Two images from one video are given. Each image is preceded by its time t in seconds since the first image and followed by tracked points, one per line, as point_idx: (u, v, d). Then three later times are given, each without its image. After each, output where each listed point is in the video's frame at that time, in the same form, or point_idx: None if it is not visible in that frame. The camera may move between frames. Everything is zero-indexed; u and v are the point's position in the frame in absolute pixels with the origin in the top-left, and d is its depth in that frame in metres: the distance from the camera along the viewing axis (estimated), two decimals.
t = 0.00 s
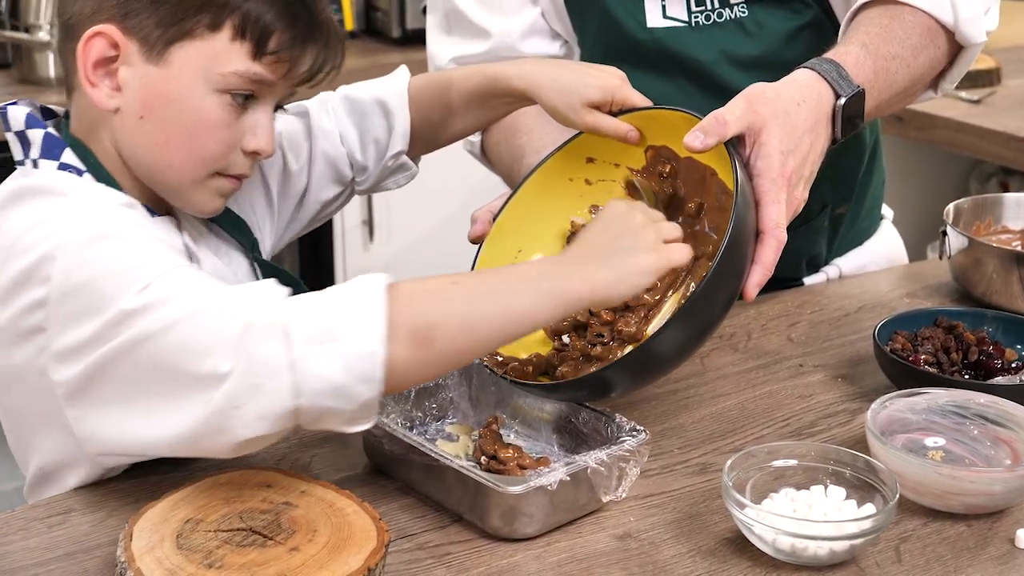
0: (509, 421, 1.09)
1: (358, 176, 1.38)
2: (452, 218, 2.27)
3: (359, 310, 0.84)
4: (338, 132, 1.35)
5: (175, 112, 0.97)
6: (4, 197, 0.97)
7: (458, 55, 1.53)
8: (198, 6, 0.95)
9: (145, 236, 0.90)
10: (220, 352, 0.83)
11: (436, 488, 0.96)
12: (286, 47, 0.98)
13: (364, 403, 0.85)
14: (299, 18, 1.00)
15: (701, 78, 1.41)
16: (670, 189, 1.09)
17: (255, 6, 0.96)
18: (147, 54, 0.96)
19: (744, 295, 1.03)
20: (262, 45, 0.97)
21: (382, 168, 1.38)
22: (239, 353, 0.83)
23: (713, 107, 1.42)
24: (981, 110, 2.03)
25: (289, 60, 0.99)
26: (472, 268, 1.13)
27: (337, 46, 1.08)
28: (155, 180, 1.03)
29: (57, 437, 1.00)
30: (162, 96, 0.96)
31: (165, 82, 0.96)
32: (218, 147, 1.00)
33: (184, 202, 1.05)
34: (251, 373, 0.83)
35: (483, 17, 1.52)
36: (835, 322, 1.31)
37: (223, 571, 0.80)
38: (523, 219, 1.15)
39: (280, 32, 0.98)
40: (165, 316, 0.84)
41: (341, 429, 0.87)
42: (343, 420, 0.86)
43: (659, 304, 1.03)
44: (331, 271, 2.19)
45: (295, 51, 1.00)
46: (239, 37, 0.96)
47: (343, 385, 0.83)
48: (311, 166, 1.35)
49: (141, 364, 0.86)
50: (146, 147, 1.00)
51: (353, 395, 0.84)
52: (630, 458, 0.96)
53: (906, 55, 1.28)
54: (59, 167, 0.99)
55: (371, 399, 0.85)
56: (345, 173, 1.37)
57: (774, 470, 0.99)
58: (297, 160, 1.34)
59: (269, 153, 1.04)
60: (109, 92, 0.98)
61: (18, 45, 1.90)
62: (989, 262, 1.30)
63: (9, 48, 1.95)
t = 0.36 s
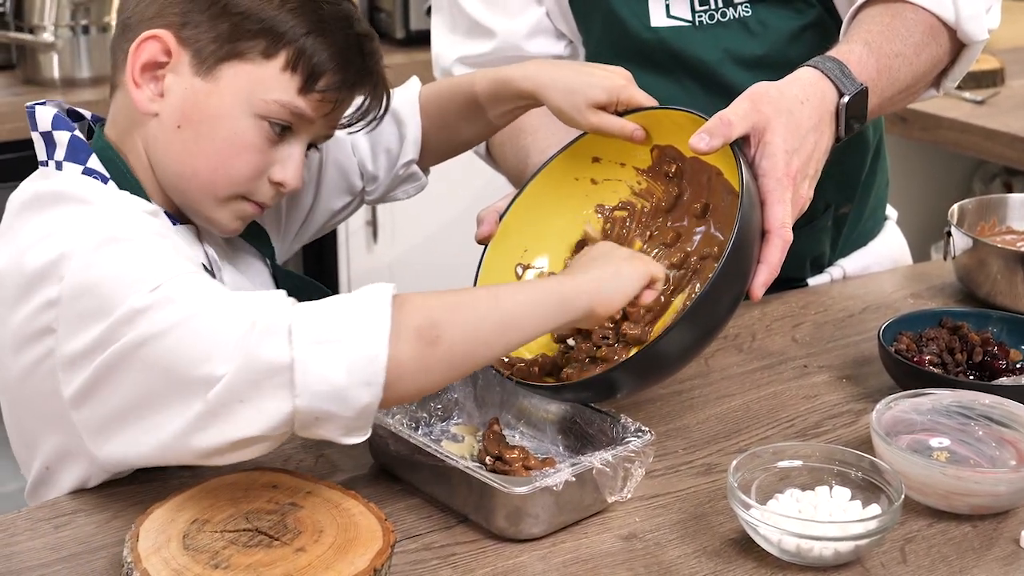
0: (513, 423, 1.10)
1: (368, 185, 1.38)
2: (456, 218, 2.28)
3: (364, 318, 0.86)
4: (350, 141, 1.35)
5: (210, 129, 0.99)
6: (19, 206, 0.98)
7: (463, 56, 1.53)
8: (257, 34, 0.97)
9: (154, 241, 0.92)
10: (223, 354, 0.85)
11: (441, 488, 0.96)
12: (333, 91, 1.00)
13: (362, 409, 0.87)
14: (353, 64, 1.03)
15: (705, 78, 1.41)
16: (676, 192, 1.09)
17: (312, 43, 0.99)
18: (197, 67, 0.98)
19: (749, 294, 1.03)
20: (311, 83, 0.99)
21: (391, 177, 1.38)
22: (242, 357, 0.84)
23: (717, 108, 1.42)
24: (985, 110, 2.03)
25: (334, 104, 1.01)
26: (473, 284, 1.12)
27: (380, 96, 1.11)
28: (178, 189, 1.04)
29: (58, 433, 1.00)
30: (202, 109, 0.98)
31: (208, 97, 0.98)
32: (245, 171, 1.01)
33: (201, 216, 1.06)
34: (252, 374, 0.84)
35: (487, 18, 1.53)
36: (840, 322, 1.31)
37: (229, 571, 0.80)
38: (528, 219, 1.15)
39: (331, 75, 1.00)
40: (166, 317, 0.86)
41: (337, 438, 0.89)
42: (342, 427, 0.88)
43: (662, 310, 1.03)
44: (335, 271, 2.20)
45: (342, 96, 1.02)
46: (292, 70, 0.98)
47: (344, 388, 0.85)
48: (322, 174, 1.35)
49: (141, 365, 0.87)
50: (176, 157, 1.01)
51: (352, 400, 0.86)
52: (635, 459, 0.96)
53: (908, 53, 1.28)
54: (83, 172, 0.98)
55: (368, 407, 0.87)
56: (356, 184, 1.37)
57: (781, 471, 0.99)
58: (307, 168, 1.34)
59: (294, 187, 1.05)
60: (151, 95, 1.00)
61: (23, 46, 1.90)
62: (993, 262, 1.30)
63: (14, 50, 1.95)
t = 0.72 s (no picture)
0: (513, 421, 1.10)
1: (373, 187, 1.38)
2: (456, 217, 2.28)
3: (311, 337, 0.83)
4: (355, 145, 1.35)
5: (214, 136, 0.98)
6: (14, 205, 0.97)
7: (462, 55, 1.53)
8: (263, 44, 0.97)
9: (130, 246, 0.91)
10: (165, 363, 0.82)
11: (441, 487, 0.96)
12: (338, 101, 1.01)
13: (301, 431, 0.83)
14: (358, 74, 1.03)
15: (705, 78, 1.41)
16: (677, 191, 1.09)
17: (318, 53, 0.99)
18: (202, 74, 0.98)
19: (750, 291, 1.03)
20: (317, 92, 0.99)
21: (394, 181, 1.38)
22: (182, 368, 0.81)
23: (717, 108, 1.42)
24: (984, 109, 2.03)
25: (338, 113, 1.02)
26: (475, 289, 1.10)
27: (383, 103, 1.11)
28: (181, 194, 1.04)
29: (48, 432, 1.01)
30: (205, 117, 0.98)
31: (212, 106, 0.98)
32: (247, 178, 1.01)
33: (204, 220, 1.07)
34: (191, 386, 0.81)
35: (486, 17, 1.53)
36: (840, 321, 1.31)
37: (229, 570, 0.80)
38: (529, 215, 1.14)
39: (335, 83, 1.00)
40: (118, 323, 0.83)
41: (275, 459, 0.85)
42: (280, 448, 0.84)
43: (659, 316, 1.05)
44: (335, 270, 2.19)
45: (347, 104, 1.02)
46: (298, 80, 0.98)
47: (282, 409, 0.82)
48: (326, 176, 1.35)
49: (94, 369, 0.85)
50: (179, 163, 1.01)
51: (290, 421, 0.82)
52: (635, 458, 0.96)
53: (909, 51, 1.28)
54: (76, 176, 1.00)
55: (307, 429, 0.83)
56: (360, 187, 1.37)
57: (782, 469, 0.99)
58: (312, 172, 1.33)
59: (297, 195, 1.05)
60: (154, 102, 1.00)
61: (22, 44, 1.90)
62: (993, 262, 1.30)
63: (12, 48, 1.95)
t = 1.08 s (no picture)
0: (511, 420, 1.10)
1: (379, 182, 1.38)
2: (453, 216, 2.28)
3: (271, 356, 0.81)
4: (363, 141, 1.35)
5: (227, 138, 0.98)
6: (20, 204, 0.97)
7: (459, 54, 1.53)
8: (280, 48, 0.97)
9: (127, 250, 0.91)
10: (131, 369, 0.81)
11: (439, 486, 0.96)
12: (351, 105, 1.01)
13: (257, 448, 0.81)
14: (371, 76, 1.03)
15: (704, 77, 1.41)
16: (671, 191, 1.09)
17: (334, 58, 0.99)
18: (216, 77, 0.98)
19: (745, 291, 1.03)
20: (331, 97, 0.99)
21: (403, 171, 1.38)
22: (146, 376, 0.80)
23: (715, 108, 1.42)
24: (981, 109, 2.03)
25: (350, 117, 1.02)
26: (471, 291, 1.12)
27: (394, 105, 1.10)
28: (195, 194, 1.04)
29: (43, 432, 1.01)
30: (220, 120, 0.98)
31: (227, 109, 0.98)
32: (262, 180, 1.01)
33: (215, 221, 1.07)
34: (152, 395, 0.80)
35: (484, 15, 1.52)
36: (839, 320, 1.31)
37: (227, 569, 0.80)
38: (529, 214, 1.15)
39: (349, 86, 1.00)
40: (97, 327, 0.83)
41: (234, 475, 0.83)
42: (236, 465, 0.82)
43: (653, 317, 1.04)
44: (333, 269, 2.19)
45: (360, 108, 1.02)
46: (313, 84, 0.98)
47: (238, 424, 0.80)
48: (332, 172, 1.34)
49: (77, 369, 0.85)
50: (194, 165, 1.01)
51: (247, 437, 0.81)
52: (634, 457, 0.96)
53: (905, 50, 1.28)
54: (84, 176, 1.00)
55: (263, 447, 0.81)
56: (368, 180, 1.37)
57: (778, 469, 0.99)
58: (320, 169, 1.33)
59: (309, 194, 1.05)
60: (168, 104, 0.99)
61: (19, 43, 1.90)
62: (991, 261, 1.30)
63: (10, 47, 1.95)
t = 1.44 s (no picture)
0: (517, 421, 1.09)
1: (385, 182, 1.38)
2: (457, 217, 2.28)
3: (197, 366, 0.80)
4: (366, 140, 1.35)
5: (204, 127, 0.99)
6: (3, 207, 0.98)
7: (466, 56, 1.53)
8: (248, 32, 0.97)
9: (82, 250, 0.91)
10: (64, 374, 0.81)
11: (446, 486, 0.96)
12: (326, 85, 1.01)
13: (180, 459, 0.80)
14: (344, 55, 1.03)
15: (708, 78, 1.41)
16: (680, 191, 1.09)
17: (304, 39, 0.99)
18: (188, 68, 0.98)
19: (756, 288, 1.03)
20: (304, 79, 0.99)
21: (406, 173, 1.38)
22: (75, 381, 0.80)
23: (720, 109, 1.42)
24: (985, 110, 2.03)
25: (327, 96, 1.02)
26: (482, 298, 1.11)
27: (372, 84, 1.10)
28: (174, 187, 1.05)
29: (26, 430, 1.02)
30: (194, 111, 0.99)
31: (200, 98, 0.98)
32: (243, 168, 1.02)
33: (203, 213, 1.08)
34: (80, 400, 0.80)
35: (491, 17, 1.52)
36: (843, 321, 1.32)
37: (235, 569, 0.80)
38: (537, 217, 1.15)
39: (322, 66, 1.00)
40: (42, 330, 0.83)
41: (159, 484, 0.83)
42: (160, 474, 0.81)
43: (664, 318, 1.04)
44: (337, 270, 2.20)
45: (335, 87, 1.02)
46: (284, 66, 0.98)
47: (157, 435, 0.79)
48: (337, 173, 1.35)
49: (22, 371, 0.85)
50: (173, 158, 1.02)
51: (168, 449, 0.79)
52: (640, 458, 0.96)
53: (911, 49, 1.28)
54: (64, 178, 1.01)
55: (186, 459, 0.80)
56: (372, 182, 1.37)
57: (786, 469, 1.00)
58: (326, 167, 1.34)
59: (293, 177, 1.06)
60: (142, 99, 1.00)
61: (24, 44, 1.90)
62: (996, 262, 1.30)
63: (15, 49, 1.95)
